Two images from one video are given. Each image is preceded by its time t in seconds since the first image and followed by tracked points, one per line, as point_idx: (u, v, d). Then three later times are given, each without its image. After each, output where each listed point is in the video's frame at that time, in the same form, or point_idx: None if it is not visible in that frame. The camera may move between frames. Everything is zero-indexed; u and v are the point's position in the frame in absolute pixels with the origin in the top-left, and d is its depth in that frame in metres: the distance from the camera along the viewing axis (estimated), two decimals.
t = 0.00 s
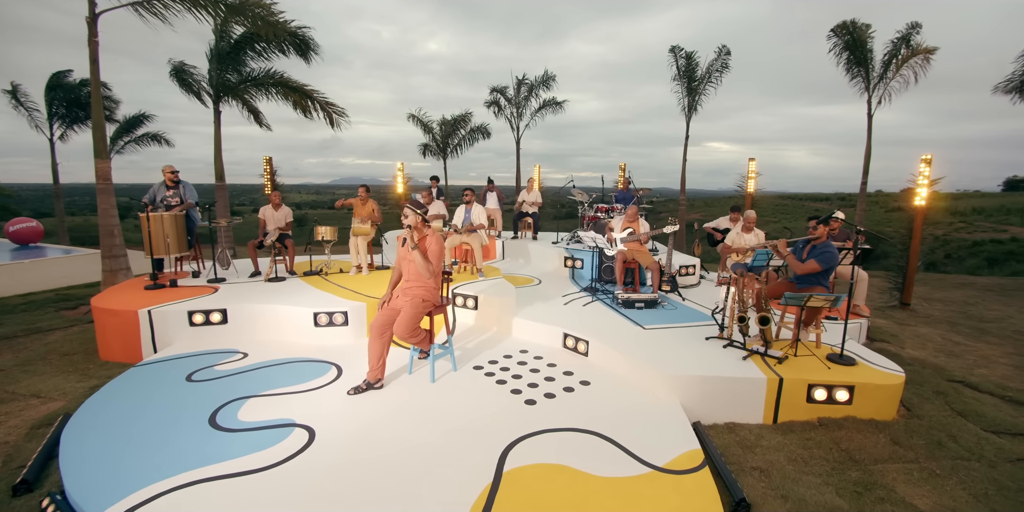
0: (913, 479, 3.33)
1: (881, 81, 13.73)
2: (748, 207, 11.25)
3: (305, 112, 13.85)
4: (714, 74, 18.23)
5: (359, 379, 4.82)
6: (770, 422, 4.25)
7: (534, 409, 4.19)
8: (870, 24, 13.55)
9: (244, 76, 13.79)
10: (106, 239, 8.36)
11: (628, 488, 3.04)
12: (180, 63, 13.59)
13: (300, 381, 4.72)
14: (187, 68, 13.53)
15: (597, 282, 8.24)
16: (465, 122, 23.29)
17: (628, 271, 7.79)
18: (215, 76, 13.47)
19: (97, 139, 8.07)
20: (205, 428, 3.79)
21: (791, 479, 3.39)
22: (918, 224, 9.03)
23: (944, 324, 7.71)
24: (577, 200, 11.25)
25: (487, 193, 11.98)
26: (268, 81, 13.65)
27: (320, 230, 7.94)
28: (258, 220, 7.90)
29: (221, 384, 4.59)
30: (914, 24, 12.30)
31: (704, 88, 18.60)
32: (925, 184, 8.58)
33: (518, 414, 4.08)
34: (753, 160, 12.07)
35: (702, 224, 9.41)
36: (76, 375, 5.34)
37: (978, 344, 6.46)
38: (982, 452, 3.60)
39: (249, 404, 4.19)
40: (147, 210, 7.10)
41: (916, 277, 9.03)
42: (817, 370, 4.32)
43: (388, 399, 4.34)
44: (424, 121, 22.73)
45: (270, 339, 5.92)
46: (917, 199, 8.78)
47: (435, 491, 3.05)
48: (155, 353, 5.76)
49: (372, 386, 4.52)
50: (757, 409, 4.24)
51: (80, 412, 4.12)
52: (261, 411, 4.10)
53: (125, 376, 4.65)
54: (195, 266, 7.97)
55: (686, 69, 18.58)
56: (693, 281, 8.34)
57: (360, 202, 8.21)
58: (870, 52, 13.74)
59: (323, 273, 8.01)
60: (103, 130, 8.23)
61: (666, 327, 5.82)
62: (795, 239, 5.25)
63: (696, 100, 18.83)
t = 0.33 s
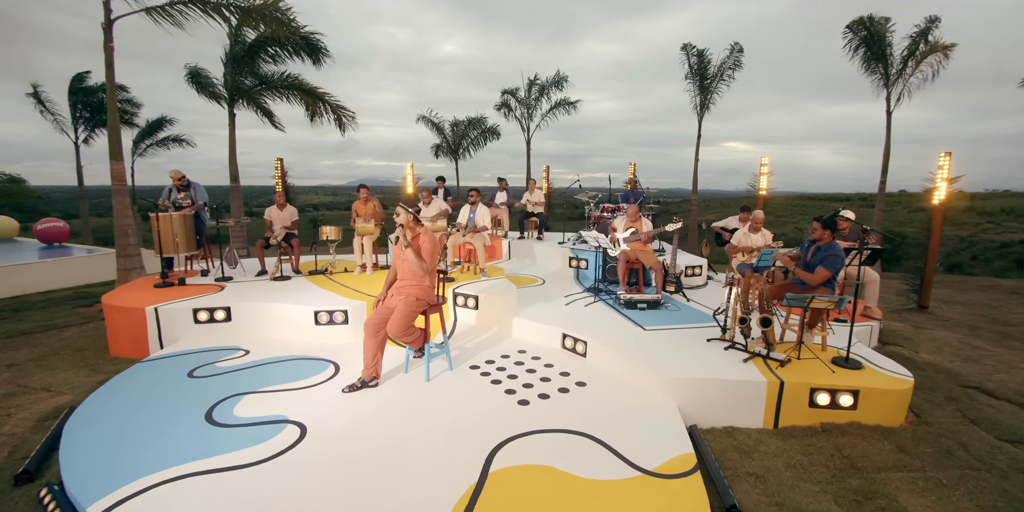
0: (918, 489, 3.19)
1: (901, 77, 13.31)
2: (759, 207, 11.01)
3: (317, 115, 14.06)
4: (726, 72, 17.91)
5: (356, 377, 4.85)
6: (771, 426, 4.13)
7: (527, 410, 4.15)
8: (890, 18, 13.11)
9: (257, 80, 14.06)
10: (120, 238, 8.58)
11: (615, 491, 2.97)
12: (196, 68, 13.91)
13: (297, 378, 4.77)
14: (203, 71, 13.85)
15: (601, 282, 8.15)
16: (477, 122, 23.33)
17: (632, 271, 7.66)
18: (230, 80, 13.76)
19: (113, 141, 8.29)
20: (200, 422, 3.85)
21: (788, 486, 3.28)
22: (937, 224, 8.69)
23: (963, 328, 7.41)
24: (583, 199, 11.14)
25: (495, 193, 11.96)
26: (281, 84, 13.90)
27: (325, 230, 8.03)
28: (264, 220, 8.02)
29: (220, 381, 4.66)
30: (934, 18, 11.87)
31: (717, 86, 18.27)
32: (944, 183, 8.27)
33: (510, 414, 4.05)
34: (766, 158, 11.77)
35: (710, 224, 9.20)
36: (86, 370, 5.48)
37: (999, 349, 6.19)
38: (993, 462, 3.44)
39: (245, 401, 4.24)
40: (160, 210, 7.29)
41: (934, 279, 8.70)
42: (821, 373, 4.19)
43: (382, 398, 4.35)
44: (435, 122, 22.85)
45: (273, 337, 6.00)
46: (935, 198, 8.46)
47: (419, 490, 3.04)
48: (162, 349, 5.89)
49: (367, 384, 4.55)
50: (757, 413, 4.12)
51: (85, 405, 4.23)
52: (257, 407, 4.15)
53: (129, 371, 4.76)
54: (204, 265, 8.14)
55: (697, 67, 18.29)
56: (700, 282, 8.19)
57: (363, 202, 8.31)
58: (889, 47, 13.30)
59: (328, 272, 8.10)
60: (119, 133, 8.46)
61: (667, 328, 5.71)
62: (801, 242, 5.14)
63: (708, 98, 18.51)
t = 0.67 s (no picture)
0: (921, 500, 3.06)
1: (923, 73, 12.87)
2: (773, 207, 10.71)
3: (330, 117, 14.29)
4: (741, 70, 17.55)
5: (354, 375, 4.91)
6: (771, 432, 4.02)
7: (521, 410, 4.14)
8: (911, 12, 12.67)
9: (273, 83, 14.37)
10: (138, 238, 8.86)
11: (602, 494, 2.94)
12: (214, 71, 14.27)
13: (297, 375, 4.85)
14: (221, 75, 14.21)
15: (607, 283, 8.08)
16: (489, 123, 23.38)
17: (637, 272, 7.53)
18: (246, 83, 14.10)
19: (131, 144, 8.57)
20: (201, 417, 3.96)
21: (784, 493, 3.19)
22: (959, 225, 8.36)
23: (985, 333, 7.12)
24: (591, 199, 11.04)
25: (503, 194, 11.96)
26: (296, 87, 14.17)
27: (332, 230, 8.14)
28: (274, 220, 8.19)
29: (224, 377, 4.78)
30: (959, 11, 11.42)
31: (731, 84, 17.93)
32: (966, 182, 7.95)
33: (503, 414, 4.05)
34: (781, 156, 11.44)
35: (720, 225, 9.00)
36: (100, 365, 5.67)
37: (1022, 355, 5.92)
38: (1005, 473, 3.28)
39: (245, 397, 4.34)
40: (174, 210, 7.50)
41: (956, 282, 8.38)
42: (824, 378, 4.06)
43: (378, 396, 4.40)
44: (448, 123, 23.00)
45: (278, 335, 6.12)
46: (956, 198, 8.15)
47: (405, 489, 3.06)
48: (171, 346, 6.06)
49: (365, 382, 4.60)
50: (757, 418, 4.03)
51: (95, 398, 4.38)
52: (256, 403, 4.24)
53: (139, 366, 4.91)
54: (216, 264, 8.34)
55: (712, 65, 17.95)
56: (708, 283, 8.03)
57: (370, 201, 8.44)
58: (910, 42, 12.86)
59: (334, 272, 8.23)
60: (137, 136, 8.73)
61: (668, 330, 5.62)
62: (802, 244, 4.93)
63: (722, 96, 18.18)
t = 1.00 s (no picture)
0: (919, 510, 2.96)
1: (945, 70, 12.44)
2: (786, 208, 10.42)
3: (343, 119, 14.52)
4: (755, 69, 17.22)
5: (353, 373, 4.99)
6: (768, 437, 3.94)
7: (515, 411, 4.14)
8: (932, 6, 12.27)
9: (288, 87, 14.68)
10: (154, 238, 9.15)
11: (586, 496, 2.93)
12: (231, 75, 14.64)
13: (298, 373, 4.96)
14: (238, 79, 14.58)
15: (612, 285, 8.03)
16: (501, 124, 23.42)
17: (640, 274, 7.44)
18: (262, 87, 14.42)
19: (148, 147, 8.85)
20: (202, 412, 4.08)
21: (777, 501, 3.12)
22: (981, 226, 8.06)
23: (1006, 338, 6.85)
24: (599, 200, 10.97)
25: (512, 195, 11.99)
26: (310, 91, 14.45)
27: (339, 231, 8.27)
28: (284, 221, 8.37)
29: (228, 373, 4.91)
30: (984, 5, 11.01)
31: (745, 83, 17.62)
32: (986, 182, 7.66)
33: (496, 415, 4.06)
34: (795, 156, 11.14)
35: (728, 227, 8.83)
36: (113, 361, 5.88)
37: None
38: (1011, 484, 3.15)
39: (246, 393, 4.46)
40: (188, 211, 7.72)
41: (976, 285, 8.07)
42: (825, 383, 3.96)
43: (374, 394, 4.47)
44: (461, 125, 23.15)
45: (283, 333, 6.25)
46: (977, 199, 7.86)
47: (392, 487, 3.10)
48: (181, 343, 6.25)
49: (362, 381, 4.67)
50: (754, 423, 3.95)
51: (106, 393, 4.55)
52: (257, 399, 4.35)
53: (148, 362, 5.08)
54: (227, 263, 8.56)
55: (725, 64, 17.66)
56: (714, 285, 7.90)
57: (379, 203, 8.53)
58: (931, 38, 12.46)
59: (341, 272, 8.36)
60: (153, 140, 9.02)
61: (668, 332, 5.55)
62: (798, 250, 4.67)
63: (736, 95, 17.87)
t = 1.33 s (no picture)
0: None
1: (968, 67, 12.02)
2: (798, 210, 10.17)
3: (356, 121, 14.75)
4: (769, 67, 16.91)
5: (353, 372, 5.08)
6: (764, 442, 3.89)
7: (508, 411, 4.17)
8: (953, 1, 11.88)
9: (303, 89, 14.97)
10: (171, 239, 9.45)
11: (570, 497, 2.94)
12: (247, 80, 15.01)
13: (300, 371, 5.08)
14: (254, 84, 14.96)
15: (616, 287, 7.99)
16: (512, 125, 23.49)
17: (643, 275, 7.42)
18: (277, 91, 14.75)
19: (165, 151, 9.15)
20: (206, 406, 4.22)
21: (767, 506, 3.08)
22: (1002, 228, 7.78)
23: None
24: (605, 202, 10.88)
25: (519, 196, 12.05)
26: (323, 93, 14.73)
27: (346, 232, 8.42)
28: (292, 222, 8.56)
29: (233, 370, 5.06)
30: None
31: (759, 82, 17.31)
32: (1006, 182, 7.40)
33: (489, 415, 4.09)
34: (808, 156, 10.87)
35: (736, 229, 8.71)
36: (128, 357, 6.11)
37: None
38: (1013, 495, 3.06)
39: (249, 389, 4.60)
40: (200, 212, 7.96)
41: (996, 289, 7.80)
42: (823, 388, 3.89)
43: (372, 393, 4.55)
44: (473, 126, 23.28)
45: (289, 332, 6.40)
46: (997, 200, 7.60)
47: (380, 483, 3.16)
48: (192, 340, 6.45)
49: (361, 379, 4.76)
50: (749, 427, 3.90)
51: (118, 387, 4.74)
52: (259, 395, 4.48)
53: (159, 359, 5.26)
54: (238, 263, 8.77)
55: (738, 63, 17.37)
56: (720, 287, 7.80)
57: (385, 203, 8.62)
58: (953, 34, 12.06)
59: (348, 272, 8.51)
60: (170, 144, 9.31)
61: (668, 335, 5.51)
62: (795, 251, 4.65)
63: (750, 94, 17.56)
